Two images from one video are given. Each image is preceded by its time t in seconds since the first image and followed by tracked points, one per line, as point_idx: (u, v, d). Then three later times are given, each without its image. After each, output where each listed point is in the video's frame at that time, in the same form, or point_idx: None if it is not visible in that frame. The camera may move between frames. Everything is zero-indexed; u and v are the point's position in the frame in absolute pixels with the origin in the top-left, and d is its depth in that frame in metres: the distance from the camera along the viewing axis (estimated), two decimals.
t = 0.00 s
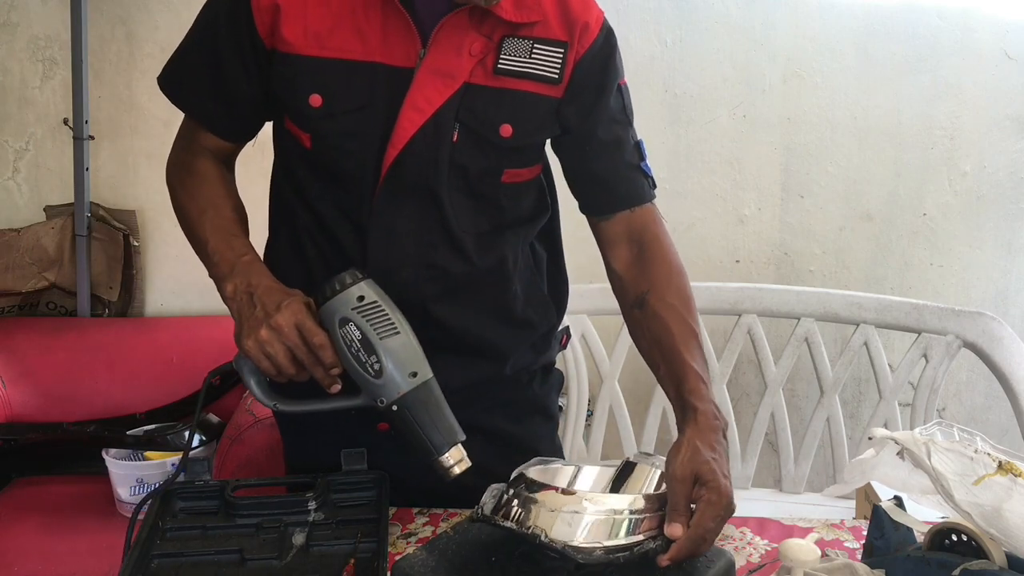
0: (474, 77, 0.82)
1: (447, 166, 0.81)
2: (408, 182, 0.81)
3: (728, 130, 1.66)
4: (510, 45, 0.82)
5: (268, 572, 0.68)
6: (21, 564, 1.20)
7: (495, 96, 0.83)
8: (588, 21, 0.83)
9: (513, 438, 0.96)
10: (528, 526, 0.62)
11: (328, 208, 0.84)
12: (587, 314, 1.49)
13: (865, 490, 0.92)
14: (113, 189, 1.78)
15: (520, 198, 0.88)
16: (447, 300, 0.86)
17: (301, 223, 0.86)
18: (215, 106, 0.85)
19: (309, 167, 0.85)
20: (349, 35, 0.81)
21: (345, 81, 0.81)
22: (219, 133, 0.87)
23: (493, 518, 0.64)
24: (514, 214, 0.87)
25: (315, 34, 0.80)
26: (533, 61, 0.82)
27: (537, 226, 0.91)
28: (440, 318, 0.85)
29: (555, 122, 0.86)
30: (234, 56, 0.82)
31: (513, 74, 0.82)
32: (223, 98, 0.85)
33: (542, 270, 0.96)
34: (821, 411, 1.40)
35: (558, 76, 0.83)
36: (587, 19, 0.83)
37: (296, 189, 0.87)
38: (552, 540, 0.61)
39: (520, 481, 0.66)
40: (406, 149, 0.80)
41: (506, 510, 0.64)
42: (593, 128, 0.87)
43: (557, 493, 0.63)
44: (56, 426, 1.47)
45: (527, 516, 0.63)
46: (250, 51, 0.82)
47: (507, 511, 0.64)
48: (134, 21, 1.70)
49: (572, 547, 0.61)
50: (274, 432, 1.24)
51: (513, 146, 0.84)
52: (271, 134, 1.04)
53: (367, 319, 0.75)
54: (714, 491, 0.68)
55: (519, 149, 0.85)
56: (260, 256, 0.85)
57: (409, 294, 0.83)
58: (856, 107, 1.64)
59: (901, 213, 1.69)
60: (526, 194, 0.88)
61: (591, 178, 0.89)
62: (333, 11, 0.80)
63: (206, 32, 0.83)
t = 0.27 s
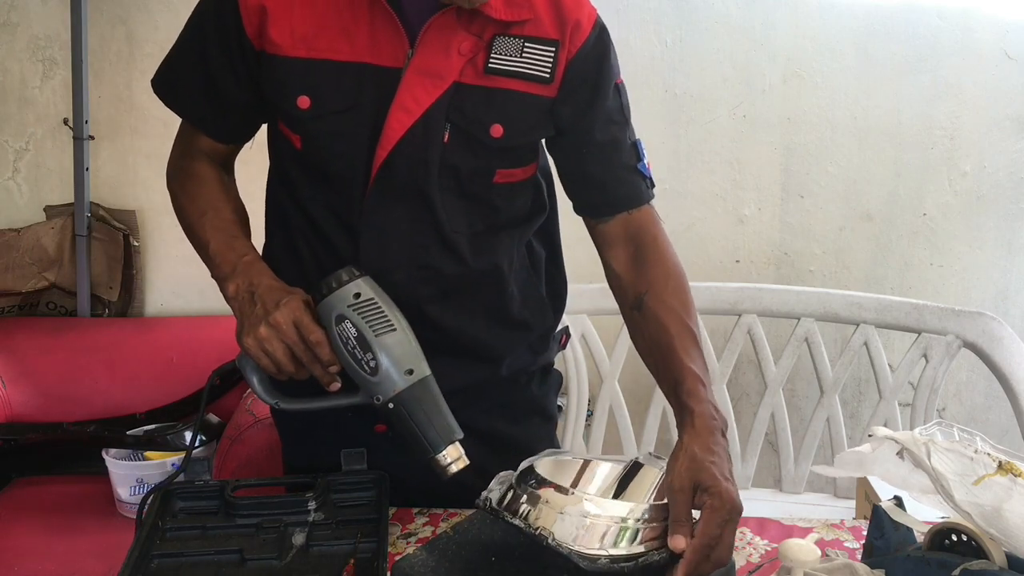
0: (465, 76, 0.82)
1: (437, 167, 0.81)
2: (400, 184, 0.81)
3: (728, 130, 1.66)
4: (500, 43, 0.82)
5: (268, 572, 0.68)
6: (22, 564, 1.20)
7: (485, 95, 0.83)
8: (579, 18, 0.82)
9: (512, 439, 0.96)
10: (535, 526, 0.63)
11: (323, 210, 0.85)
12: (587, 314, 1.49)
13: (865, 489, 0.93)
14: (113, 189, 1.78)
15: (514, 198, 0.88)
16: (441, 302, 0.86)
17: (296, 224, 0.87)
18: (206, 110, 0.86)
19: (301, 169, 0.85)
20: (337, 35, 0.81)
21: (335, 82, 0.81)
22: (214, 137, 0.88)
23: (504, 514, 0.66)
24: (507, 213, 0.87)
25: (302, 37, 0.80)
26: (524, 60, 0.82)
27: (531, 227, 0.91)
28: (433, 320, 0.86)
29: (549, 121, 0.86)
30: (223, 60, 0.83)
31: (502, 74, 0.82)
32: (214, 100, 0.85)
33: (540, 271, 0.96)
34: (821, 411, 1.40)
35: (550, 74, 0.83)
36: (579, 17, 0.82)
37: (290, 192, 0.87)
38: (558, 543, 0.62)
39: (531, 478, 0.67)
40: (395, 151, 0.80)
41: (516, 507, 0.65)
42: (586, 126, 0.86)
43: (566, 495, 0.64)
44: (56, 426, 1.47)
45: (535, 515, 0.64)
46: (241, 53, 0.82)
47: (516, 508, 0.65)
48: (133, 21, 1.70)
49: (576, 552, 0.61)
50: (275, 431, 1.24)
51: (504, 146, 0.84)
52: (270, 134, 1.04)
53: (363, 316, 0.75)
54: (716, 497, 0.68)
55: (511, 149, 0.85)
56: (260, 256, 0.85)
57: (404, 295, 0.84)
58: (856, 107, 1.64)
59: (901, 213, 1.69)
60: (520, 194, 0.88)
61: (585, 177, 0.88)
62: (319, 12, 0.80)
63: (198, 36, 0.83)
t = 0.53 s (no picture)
0: (461, 77, 0.82)
1: (435, 168, 0.81)
2: (398, 185, 0.81)
3: (728, 130, 1.66)
4: (497, 44, 0.82)
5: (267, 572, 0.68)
6: (21, 564, 1.20)
7: (482, 96, 0.83)
8: (575, 19, 0.83)
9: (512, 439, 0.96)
10: (526, 506, 0.64)
11: (320, 212, 0.84)
12: (587, 314, 1.49)
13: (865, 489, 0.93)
14: (113, 189, 1.78)
15: (511, 199, 0.87)
16: (441, 303, 0.86)
17: (294, 227, 0.87)
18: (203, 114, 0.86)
19: (298, 171, 0.85)
20: (332, 37, 0.81)
21: (332, 84, 0.81)
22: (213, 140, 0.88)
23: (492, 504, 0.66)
24: (504, 213, 0.87)
25: (298, 40, 0.80)
26: (521, 60, 0.82)
27: (529, 228, 0.91)
28: (432, 321, 0.85)
29: (546, 122, 0.86)
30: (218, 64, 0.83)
31: (499, 74, 0.82)
32: (210, 104, 0.85)
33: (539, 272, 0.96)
34: (821, 411, 1.40)
35: (547, 75, 0.83)
36: (575, 18, 0.83)
37: (288, 194, 0.87)
38: (549, 515, 0.62)
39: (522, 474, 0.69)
40: (392, 153, 0.80)
41: (505, 496, 0.66)
42: (583, 127, 0.86)
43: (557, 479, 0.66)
44: (57, 426, 1.47)
45: (526, 498, 0.65)
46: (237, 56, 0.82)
47: (506, 497, 0.66)
48: (133, 21, 1.70)
49: (568, 522, 0.62)
50: (275, 431, 1.24)
51: (502, 147, 0.83)
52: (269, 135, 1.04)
53: (363, 320, 0.75)
54: (700, 439, 0.69)
55: (509, 150, 0.84)
56: (258, 261, 0.85)
57: (401, 297, 0.84)
58: (856, 107, 1.64)
59: (901, 213, 1.69)
60: (517, 195, 0.88)
61: (582, 179, 0.89)
62: (313, 15, 0.80)
63: (195, 39, 0.83)
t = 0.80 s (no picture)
0: (462, 77, 0.83)
1: (436, 168, 0.81)
2: (399, 186, 0.81)
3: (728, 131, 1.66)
4: (498, 44, 0.82)
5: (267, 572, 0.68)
6: (22, 564, 1.20)
7: (483, 96, 0.83)
8: (576, 20, 0.82)
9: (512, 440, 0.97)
10: (525, 505, 0.64)
11: (319, 214, 0.84)
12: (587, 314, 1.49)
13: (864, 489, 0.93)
14: (113, 189, 1.78)
15: (512, 199, 0.87)
16: (442, 304, 0.86)
17: (294, 229, 0.87)
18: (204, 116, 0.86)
19: (298, 174, 0.85)
20: (332, 40, 0.80)
21: (333, 86, 0.81)
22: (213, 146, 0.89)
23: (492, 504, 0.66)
24: (505, 212, 0.87)
25: (298, 45, 0.80)
26: (522, 61, 0.82)
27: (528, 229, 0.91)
28: (433, 322, 0.85)
29: (547, 122, 0.86)
30: (218, 67, 0.83)
31: (500, 74, 0.83)
32: (210, 107, 0.85)
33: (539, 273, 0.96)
34: (821, 411, 1.40)
35: (548, 76, 0.83)
36: (576, 19, 0.82)
37: (288, 195, 0.87)
38: (548, 512, 0.62)
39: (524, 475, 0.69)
40: (394, 154, 0.80)
41: (505, 496, 0.66)
42: (584, 127, 0.87)
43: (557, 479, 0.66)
44: (57, 426, 1.47)
45: (525, 497, 0.65)
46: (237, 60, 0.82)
47: (506, 496, 0.66)
48: (133, 21, 1.70)
49: (566, 519, 0.62)
50: (275, 431, 1.24)
51: (504, 147, 0.83)
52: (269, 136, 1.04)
53: (368, 325, 0.75)
54: (615, 365, 0.86)
55: (511, 150, 0.84)
56: (259, 266, 0.87)
57: (402, 298, 0.84)
58: (856, 107, 1.64)
59: (901, 213, 1.69)
60: (518, 195, 0.88)
61: (581, 180, 0.90)
62: (313, 19, 0.80)
63: (194, 42, 0.83)
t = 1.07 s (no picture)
0: (463, 77, 0.83)
1: (438, 168, 0.82)
2: (400, 187, 0.81)
3: (728, 131, 1.66)
4: (499, 44, 0.82)
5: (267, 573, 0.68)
6: (22, 564, 1.20)
7: (484, 96, 0.83)
8: (575, 21, 0.82)
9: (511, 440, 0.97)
10: (525, 505, 0.64)
11: (320, 214, 0.84)
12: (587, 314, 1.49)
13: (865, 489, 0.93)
14: (113, 189, 1.78)
15: (511, 198, 0.87)
16: (443, 303, 0.86)
17: (294, 229, 0.86)
18: (202, 117, 0.85)
19: (298, 175, 0.85)
20: (333, 41, 0.80)
21: (334, 87, 0.81)
22: (214, 148, 0.88)
23: (491, 504, 0.66)
24: (505, 212, 0.87)
25: (298, 46, 0.80)
26: (523, 61, 0.82)
27: (527, 229, 0.92)
28: (433, 322, 0.85)
29: (547, 121, 0.86)
30: (218, 68, 0.82)
31: (501, 74, 0.82)
32: (211, 109, 0.85)
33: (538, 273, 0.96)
34: (821, 411, 1.40)
35: (548, 75, 0.83)
36: (575, 19, 0.82)
37: (287, 196, 0.87)
38: (547, 512, 0.62)
39: (524, 475, 0.70)
40: (397, 154, 0.80)
41: (504, 496, 0.67)
42: (583, 127, 0.87)
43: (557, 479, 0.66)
44: (57, 426, 1.47)
45: (525, 497, 0.65)
46: (236, 60, 0.82)
47: (505, 497, 0.66)
48: (133, 21, 1.70)
49: (567, 519, 0.62)
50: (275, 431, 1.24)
51: (505, 147, 0.83)
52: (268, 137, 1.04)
53: (374, 335, 0.75)
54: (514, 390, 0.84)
55: (512, 150, 0.84)
56: (261, 272, 0.87)
57: (403, 298, 0.84)
58: (856, 107, 1.64)
59: (901, 213, 1.69)
60: (517, 194, 0.88)
61: (579, 179, 0.90)
62: (313, 20, 0.80)
63: (195, 43, 0.83)
